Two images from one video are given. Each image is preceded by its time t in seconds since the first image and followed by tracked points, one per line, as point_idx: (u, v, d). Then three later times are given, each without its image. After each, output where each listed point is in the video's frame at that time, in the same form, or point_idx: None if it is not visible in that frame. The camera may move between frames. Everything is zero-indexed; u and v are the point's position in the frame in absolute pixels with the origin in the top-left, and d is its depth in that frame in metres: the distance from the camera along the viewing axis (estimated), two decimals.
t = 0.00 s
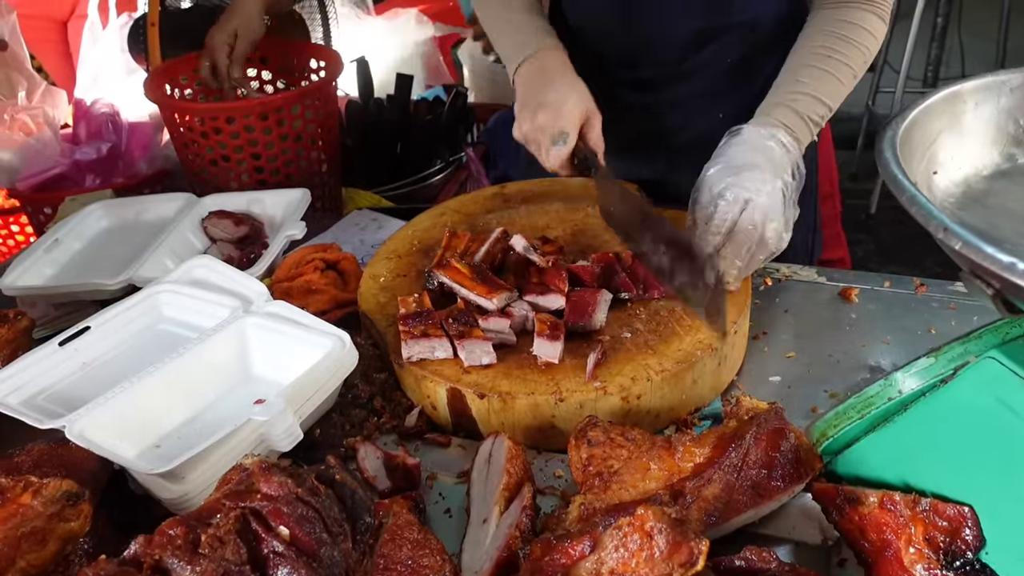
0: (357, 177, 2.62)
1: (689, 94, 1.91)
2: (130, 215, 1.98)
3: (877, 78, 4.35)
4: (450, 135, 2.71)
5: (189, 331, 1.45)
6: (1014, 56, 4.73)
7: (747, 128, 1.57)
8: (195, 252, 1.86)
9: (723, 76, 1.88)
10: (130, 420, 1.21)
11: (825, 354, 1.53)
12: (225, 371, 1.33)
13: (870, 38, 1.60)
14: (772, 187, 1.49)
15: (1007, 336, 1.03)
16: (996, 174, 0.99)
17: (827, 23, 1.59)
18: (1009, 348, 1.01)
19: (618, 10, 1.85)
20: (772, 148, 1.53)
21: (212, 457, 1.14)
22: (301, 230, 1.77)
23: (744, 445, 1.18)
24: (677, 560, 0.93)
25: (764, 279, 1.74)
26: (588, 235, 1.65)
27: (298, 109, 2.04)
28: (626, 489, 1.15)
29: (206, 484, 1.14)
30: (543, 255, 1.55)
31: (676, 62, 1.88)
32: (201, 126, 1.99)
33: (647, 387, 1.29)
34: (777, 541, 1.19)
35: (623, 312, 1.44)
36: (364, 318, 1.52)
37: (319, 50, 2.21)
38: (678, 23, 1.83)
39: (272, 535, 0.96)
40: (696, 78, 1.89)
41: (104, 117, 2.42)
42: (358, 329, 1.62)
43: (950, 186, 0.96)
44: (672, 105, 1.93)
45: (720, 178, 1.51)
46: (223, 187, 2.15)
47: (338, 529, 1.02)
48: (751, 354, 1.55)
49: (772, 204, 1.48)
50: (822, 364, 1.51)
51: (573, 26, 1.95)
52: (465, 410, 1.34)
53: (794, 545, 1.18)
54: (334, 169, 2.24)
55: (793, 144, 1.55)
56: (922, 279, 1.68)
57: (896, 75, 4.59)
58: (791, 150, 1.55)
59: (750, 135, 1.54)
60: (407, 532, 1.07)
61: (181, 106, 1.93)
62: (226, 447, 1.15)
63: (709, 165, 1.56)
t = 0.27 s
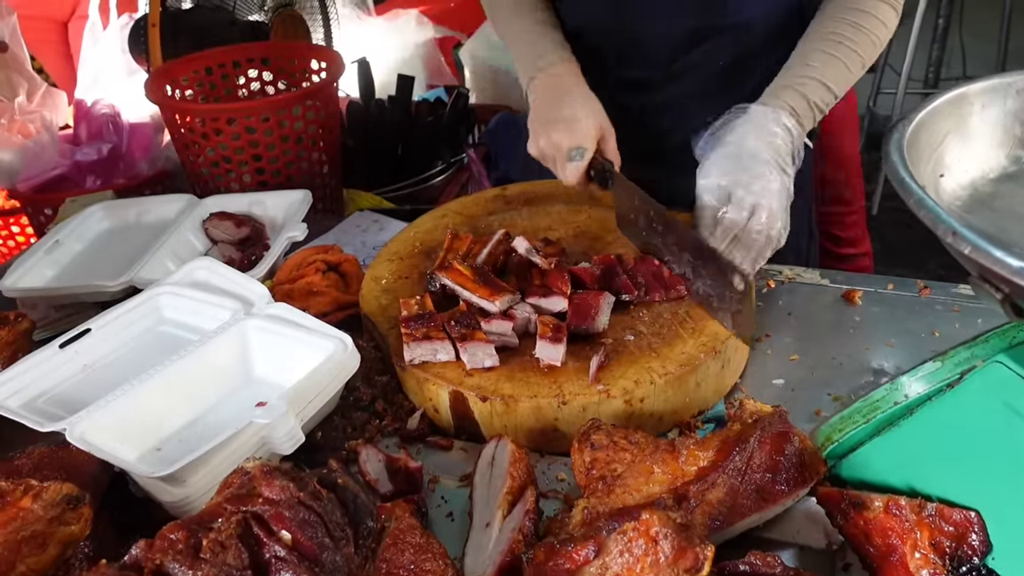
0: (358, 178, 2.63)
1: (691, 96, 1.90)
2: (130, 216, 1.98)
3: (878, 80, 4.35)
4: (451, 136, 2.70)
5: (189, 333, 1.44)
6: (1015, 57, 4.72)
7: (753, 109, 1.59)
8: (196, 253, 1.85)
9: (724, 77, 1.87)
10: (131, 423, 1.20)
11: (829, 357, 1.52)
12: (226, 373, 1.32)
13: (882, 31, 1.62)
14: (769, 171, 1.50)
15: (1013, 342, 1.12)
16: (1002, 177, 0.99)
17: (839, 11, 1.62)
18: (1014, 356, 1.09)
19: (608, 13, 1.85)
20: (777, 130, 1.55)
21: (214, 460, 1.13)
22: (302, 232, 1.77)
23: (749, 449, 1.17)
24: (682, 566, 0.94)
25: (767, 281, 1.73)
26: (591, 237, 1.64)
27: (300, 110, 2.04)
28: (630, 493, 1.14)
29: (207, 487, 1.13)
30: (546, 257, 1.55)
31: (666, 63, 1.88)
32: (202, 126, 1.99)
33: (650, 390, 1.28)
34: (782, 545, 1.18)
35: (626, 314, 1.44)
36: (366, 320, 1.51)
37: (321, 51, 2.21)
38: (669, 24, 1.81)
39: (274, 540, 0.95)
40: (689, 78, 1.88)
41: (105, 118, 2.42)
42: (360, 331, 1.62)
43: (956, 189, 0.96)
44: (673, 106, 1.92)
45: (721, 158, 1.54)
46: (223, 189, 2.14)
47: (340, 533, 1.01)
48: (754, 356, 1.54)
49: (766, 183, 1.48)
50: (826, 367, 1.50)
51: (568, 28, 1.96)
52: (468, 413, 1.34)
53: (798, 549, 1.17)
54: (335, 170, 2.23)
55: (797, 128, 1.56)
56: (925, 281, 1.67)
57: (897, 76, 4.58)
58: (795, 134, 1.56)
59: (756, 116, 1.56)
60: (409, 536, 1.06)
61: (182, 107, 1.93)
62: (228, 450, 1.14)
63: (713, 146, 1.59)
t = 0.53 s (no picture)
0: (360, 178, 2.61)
1: (695, 96, 1.89)
2: (130, 215, 1.96)
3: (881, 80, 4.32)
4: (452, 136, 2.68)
5: (190, 334, 1.43)
6: (1018, 59, 4.71)
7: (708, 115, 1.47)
8: (197, 254, 1.84)
9: (728, 77, 1.86)
10: (131, 424, 1.19)
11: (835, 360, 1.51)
12: (226, 374, 1.31)
13: (857, 45, 1.50)
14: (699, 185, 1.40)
15: None
16: (1014, 178, 0.98)
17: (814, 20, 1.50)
18: None
19: (606, 14, 1.85)
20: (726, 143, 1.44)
21: (214, 463, 1.12)
22: (304, 232, 1.76)
23: (754, 452, 1.16)
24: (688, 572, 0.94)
25: (771, 283, 1.72)
26: (594, 238, 1.63)
27: (301, 109, 2.03)
28: (635, 498, 1.13)
29: (207, 490, 1.12)
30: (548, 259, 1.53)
31: (665, 67, 1.88)
32: (202, 126, 1.98)
33: (655, 393, 1.27)
34: (787, 550, 1.16)
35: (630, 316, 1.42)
36: (367, 322, 1.50)
37: (324, 51, 2.20)
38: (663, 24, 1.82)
39: (276, 544, 0.95)
40: (685, 83, 1.88)
41: (106, 117, 2.41)
42: (361, 332, 1.61)
43: (968, 191, 0.94)
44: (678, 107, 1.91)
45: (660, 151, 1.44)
46: (224, 189, 2.13)
47: (343, 538, 1.00)
48: (759, 358, 1.53)
49: (697, 205, 1.38)
50: (831, 370, 1.49)
51: (567, 29, 1.98)
52: (471, 416, 1.33)
53: (804, 554, 1.16)
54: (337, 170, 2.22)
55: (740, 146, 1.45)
56: (931, 284, 1.66)
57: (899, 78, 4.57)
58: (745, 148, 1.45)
59: (708, 118, 1.45)
60: (412, 540, 1.05)
61: (183, 106, 1.92)
62: (229, 452, 1.13)
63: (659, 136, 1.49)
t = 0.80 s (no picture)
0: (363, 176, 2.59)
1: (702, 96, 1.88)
2: (132, 214, 1.95)
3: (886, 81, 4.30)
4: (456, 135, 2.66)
5: (193, 334, 1.42)
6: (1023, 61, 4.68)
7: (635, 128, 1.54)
8: (200, 253, 1.83)
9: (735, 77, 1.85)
10: (135, 425, 1.18)
11: (843, 362, 1.50)
12: (230, 374, 1.30)
13: (794, 55, 1.51)
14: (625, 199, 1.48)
15: None
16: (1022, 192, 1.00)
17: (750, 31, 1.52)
18: None
19: (593, 22, 1.87)
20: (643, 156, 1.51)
21: (219, 464, 1.11)
22: (307, 232, 1.74)
23: (763, 456, 1.14)
24: None
25: (778, 284, 1.71)
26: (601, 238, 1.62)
27: (305, 108, 2.01)
28: (643, 501, 1.12)
29: (212, 491, 1.11)
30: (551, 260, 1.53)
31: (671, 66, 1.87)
32: (205, 124, 1.97)
33: (662, 395, 1.26)
34: (798, 554, 1.14)
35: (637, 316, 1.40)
36: (372, 322, 1.49)
37: (328, 49, 2.19)
38: (646, 32, 1.83)
39: (281, 548, 0.94)
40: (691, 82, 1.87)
41: (108, 114, 2.40)
42: (366, 332, 1.60)
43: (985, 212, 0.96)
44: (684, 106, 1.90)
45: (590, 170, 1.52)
46: (227, 188, 2.12)
47: (350, 541, 0.99)
48: (766, 360, 1.52)
49: (619, 225, 1.45)
50: (839, 372, 1.47)
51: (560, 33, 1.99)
52: (476, 417, 1.32)
53: (814, 559, 1.14)
54: (340, 169, 2.21)
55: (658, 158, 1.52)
56: (940, 286, 1.65)
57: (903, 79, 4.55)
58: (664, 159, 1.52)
59: (631, 136, 1.52)
60: (418, 543, 1.03)
61: (186, 104, 1.91)
62: (233, 453, 1.12)
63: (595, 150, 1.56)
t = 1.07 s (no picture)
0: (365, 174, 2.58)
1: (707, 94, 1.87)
2: (134, 211, 1.94)
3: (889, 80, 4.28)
4: (459, 132, 2.64)
5: (195, 332, 1.41)
6: None
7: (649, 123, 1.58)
8: (202, 250, 1.82)
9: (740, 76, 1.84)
10: (137, 424, 1.17)
11: (848, 363, 1.49)
12: (232, 373, 1.29)
13: (796, 47, 1.56)
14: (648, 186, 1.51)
15: None
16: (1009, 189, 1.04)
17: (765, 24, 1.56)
18: None
19: (572, 28, 1.86)
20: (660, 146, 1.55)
21: (221, 463, 1.10)
22: (310, 230, 1.74)
23: (768, 457, 1.14)
24: None
25: (783, 284, 1.70)
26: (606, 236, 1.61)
27: (308, 105, 2.00)
28: (648, 502, 1.11)
29: (214, 491, 1.10)
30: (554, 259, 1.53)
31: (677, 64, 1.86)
32: (207, 122, 1.96)
33: (667, 395, 1.25)
34: (803, 556, 1.14)
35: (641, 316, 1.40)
36: (375, 322, 1.49)
37: (331, 46, 2.18)
38: (628, 36, 1.81)
39: (285, 549, 0.93)
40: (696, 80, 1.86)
41: (109, 111, 2.39)
42: (368, 331, 1.59)
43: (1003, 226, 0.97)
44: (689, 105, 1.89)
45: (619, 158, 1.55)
46: (229, 185, 2.11)
47: (353, 542, 0.98)
48: (771, 360, 1.52)
49: (651, 204, 1.48)
50: (845, 373, 1.47)
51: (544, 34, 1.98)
52: (480, 416, 1.31)
53: (819, 560, 1.13)
54: (343, 167, 2.20)
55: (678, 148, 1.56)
56: (945, 286, 1.64)
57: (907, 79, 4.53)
58: (682, 149, 1.56)
59: (650, 130, 1.56)
60: (422, 544, 1.03)
61: (188, 101, 1.90)
62: (235, 453, 1.11)
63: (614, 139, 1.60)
